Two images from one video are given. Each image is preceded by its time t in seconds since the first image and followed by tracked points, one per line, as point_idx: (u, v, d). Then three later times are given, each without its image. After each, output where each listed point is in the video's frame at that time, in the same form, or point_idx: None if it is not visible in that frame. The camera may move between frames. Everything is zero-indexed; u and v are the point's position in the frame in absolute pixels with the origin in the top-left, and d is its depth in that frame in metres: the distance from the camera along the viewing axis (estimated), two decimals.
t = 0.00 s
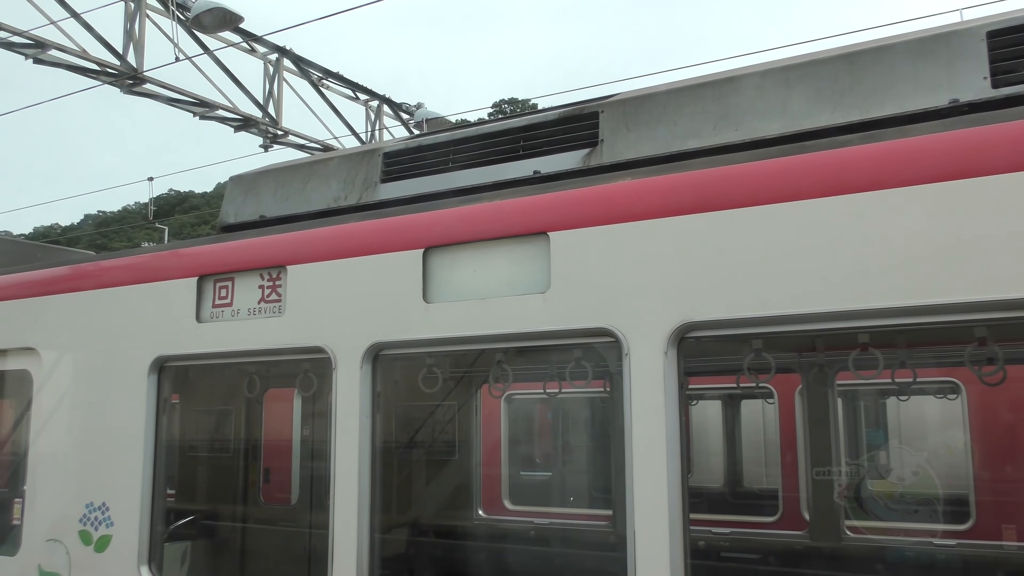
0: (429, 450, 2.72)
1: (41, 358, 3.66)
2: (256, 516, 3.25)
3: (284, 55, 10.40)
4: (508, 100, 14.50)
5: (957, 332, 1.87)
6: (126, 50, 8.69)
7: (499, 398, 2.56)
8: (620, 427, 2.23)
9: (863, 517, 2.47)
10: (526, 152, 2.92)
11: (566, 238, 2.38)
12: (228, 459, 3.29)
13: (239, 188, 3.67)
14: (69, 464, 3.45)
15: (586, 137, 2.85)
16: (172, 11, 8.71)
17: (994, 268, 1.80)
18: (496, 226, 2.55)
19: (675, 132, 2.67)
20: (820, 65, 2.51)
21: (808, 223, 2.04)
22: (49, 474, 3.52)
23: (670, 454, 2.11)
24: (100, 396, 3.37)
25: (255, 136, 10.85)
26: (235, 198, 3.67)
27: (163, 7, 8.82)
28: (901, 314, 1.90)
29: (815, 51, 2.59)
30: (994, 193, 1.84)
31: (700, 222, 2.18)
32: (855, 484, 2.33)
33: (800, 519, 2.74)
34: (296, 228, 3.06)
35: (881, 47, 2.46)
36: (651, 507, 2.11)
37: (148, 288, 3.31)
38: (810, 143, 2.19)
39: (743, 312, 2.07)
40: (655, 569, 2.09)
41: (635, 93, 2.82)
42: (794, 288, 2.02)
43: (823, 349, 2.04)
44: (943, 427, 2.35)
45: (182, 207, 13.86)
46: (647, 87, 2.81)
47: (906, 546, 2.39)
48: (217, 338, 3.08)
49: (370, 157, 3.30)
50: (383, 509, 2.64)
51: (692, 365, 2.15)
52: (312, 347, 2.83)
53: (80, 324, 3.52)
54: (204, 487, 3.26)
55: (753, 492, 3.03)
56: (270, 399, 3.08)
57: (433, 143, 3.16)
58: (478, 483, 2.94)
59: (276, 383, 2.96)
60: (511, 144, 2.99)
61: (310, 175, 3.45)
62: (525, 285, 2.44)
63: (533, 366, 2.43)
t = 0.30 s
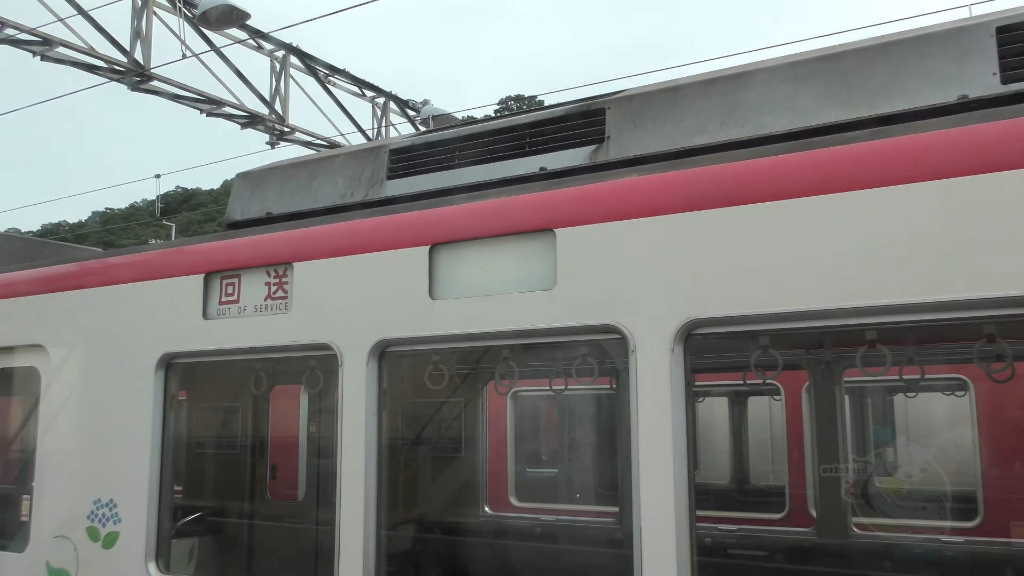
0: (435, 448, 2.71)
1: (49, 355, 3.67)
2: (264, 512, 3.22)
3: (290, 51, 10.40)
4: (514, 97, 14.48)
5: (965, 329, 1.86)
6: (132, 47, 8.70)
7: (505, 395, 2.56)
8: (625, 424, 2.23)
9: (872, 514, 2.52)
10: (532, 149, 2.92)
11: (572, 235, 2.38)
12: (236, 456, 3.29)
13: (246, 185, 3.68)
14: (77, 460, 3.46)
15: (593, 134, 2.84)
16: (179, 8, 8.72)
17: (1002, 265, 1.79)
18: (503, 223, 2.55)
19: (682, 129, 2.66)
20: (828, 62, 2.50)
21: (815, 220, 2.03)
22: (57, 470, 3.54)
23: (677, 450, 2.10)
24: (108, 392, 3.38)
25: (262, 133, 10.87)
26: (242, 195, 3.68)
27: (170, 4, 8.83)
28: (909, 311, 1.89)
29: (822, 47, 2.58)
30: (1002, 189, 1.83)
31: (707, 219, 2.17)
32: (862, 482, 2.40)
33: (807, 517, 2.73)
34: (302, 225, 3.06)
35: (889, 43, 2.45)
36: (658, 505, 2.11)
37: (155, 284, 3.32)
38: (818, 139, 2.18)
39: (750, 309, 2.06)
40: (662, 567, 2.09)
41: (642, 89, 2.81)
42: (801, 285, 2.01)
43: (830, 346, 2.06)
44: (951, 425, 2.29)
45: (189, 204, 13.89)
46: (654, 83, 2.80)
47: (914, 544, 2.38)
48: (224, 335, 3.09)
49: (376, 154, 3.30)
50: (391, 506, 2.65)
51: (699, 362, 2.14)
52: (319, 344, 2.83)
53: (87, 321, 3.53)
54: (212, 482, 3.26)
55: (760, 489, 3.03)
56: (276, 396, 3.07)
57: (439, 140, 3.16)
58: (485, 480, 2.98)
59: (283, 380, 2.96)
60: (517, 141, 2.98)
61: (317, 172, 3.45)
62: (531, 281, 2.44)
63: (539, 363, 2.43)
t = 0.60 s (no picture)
0: (440, 445, 2.70)
1: (56, 353, 3.68)
2: (269, 510, 3.24)
3: (294, 50, 10.41)
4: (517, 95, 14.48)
5: (973, 327, 1.85)
6: (137, 46, 8.72)
7: (510, 393, 2.57)
8: (631, 422, 2.24)
9: (877, 513, 2.51)
10: (537, 147, 2.92)
11: (578, 233, 2.38)
12: (241, 454, 3.24)
13: (251, 183, 3.68)
14: (83, 458, 3.47)
15: (598, 131, 2.84)
16: (183, 7, 8.73)
17: (1010, 262, 1.79)
18: (508, 221, 2.55)
19: (688, 126, 2.66)
20: (834, 58, 2.50)
21: (822, 217, 2.02)
22: (64, 468, 3.55)
23: (684, 448, 2.10)
24: (114, 390, 3.39)
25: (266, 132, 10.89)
26: (247, 194, 3.68)
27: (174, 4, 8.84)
28: (916, 308, 1.88)
29: (828, 43, 2.58)
30: (1010, 185, 1.83)
31: (713, 217, 2.17)
32: (868, 479, 2.43)
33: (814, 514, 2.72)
34: (308, 223, 3.07)
35: (895, 39, 2.44)
36: (665, 503, 2.11)
37: (161, 283, 3.32)
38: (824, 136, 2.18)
39: (757, 307, 2.06)
40: (669, 564, 2.09)
41: (647, 86, 2.80)
42: (808, 283, 2.00)
43: (836, 344, 2.05)
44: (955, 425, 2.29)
45: (193, 203, 13.91)
46: (659, 81, 2.80)
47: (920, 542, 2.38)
48: (230, 333, 3.09)
49: (381, 152, 3.30)
50: (397, 504, 2.65)
51: (705, 360, 2.14)
52: (324, 342, 2.83)
53: (93, 319, 3.54)
54: (216, 480, 3.23)
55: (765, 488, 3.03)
56: (283, 394, 3.08)
57: (444, 138, 3.16)
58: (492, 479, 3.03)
59: (288, 378, 2.97)
60: (522, 138, 2.98)
61: (322, 170, 3.45)
62: (537, 279, 2.44)
63: (545, 360, 2.43)
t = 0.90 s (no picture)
0: (453, 443, 2.68)
1: (71, 350, 3.70)
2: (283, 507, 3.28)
3: (306, 49, 10.44)
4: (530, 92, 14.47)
5: (989, 324, 1.84)
6: (150, 45, 8.76)
7: (523, 391, 2.55)
8: (644, 419, 2.23)
9: (892, 511, 2.46)
10: (550, 144, 2.92)
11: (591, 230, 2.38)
12: (254, 452, 3.25)
13: (264, 181, 3.69)
14: (99, 455, 3.49)
15: (611, 128, 2.83)
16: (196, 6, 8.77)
17: None
18: (521, 219, 2.55)
19: (702, 123, 2.65)
20: (849, 55, 2.48)
21: (837, 214, 2.01)
22: (80, 465, 3.57)
23: (697, 445, 2.10)
24: (129, 388, 3.41)
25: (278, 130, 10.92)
26: (260, 192, 3.69)
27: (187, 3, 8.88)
28: (932, 306, 1.87)
29: (843, 40, 2.56)
30: None
31: (727, 214, 2.16)
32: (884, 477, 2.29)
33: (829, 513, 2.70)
34: (321, 221, 3.08)
35: (911, 35, 2.43)
36: (678, 501, 2.11)
37: (175, 281, 3.34)
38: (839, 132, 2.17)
39: (771, 304, 2.05)
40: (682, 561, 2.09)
41: (660, 83, 2.80)
42: (822, 280, 1.99)
43: (850, 342, 2.01)
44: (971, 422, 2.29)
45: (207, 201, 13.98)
46: (672, 78, 2.79)
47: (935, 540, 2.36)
48: (244, 331, 3.11)
49: (394, 150, 3.31)
50: (410, 501, 2.66)
51: (719, 358, 2.13)
52: (337, 340, 2.84)
53: (109, 317, 3.56)
54: (230, 477, 3.24)
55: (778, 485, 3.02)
56: (296, 391, 3.11)
57: (457, 135, 3.16)
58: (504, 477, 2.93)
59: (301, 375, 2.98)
60: (534, 136, 2.98)
61: (335, 168, 3.46)
62: (550, 277, 2.44)
63: (558, 358, 2.43)
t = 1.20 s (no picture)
0: (464, 439, 2.67)
1: (85, 346, 3.73)
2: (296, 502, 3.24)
3: (317, 45, 10.46)
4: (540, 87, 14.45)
5: (1003, 319, 1.82)
6: (162, 42, 8.79)
7: (534, 386, 2.56)
8: (655, 415, 2.23)
9: (905, 507, 2.45)
10: (561, 140, 2.92)
11: (601, 226, 2.37)
12: (266, 445, 3.27)
13: (275, 178, 3.70)
14: (113, 450, 3.52)
15: (621, 123, 2.83)
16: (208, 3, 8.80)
17: None
18: (532, 214, 2.55)
19: (712, 118, 2.64)
20: (861, 49, 2.47)
21: (849, 210, 2.00)
22: (94, 460, 3.60)
23: (708, 440, 2.10)
24: (143, 384, 3.43)
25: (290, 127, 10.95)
26: (271, 188, 3.70)
27: None
28: (944, 301, 1.86)
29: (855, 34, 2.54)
30: None
31: (738, 209, 2.15)
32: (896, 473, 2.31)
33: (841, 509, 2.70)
34: (332, 218, 3.08)
35: (923, 29, 2.41)
36: (689, 497, 2.10)
37: (187, 278, 3.36)
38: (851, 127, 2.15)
39: (782, 300, 2.05)
40: (693, 556, 2.08)
41: (671, 78, 2.79)
42: (834, 276, 1.99)
43: (862, 337, 2.01)
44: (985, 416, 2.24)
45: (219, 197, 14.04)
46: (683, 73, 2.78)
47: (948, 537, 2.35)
48: (256, 327, 3.12)
49: (405, 146, 3.31)
50: (422, 497, 2.67)
51: (730, 353, 2.13)
52: (349, 336, 2.85)
53: (122, 313, 3.58)
54: (243, 472, 3.26)
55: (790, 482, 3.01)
56: (307, 386, 3.09)
57: (468, 132, 3.16)
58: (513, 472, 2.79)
59: (313, 371, 2.99)
60: (545, 132, 2.98)
61: (346, 165, 3.47)
62: (561, 272, 2.44)
63: (568, 354, 2.43)
